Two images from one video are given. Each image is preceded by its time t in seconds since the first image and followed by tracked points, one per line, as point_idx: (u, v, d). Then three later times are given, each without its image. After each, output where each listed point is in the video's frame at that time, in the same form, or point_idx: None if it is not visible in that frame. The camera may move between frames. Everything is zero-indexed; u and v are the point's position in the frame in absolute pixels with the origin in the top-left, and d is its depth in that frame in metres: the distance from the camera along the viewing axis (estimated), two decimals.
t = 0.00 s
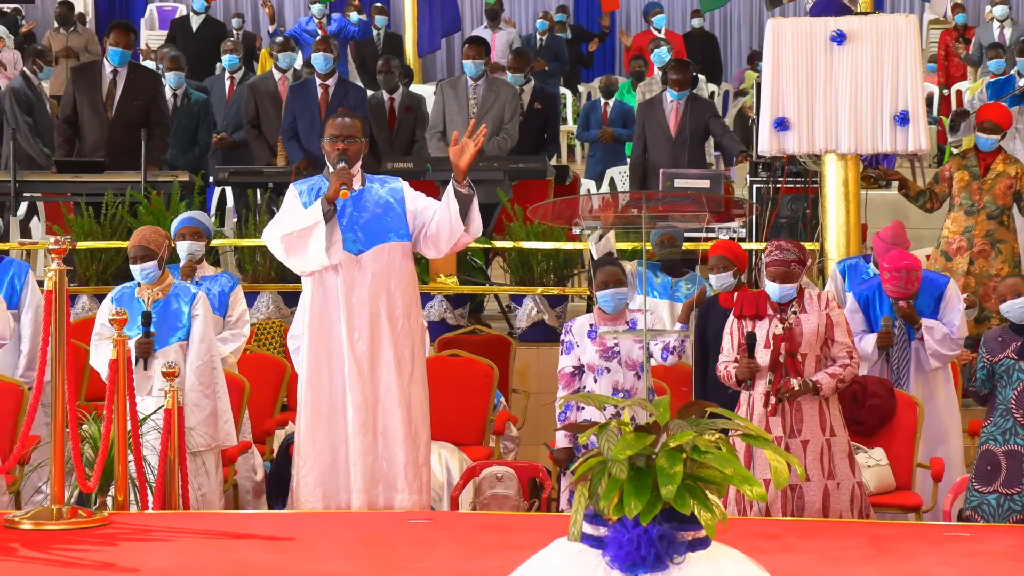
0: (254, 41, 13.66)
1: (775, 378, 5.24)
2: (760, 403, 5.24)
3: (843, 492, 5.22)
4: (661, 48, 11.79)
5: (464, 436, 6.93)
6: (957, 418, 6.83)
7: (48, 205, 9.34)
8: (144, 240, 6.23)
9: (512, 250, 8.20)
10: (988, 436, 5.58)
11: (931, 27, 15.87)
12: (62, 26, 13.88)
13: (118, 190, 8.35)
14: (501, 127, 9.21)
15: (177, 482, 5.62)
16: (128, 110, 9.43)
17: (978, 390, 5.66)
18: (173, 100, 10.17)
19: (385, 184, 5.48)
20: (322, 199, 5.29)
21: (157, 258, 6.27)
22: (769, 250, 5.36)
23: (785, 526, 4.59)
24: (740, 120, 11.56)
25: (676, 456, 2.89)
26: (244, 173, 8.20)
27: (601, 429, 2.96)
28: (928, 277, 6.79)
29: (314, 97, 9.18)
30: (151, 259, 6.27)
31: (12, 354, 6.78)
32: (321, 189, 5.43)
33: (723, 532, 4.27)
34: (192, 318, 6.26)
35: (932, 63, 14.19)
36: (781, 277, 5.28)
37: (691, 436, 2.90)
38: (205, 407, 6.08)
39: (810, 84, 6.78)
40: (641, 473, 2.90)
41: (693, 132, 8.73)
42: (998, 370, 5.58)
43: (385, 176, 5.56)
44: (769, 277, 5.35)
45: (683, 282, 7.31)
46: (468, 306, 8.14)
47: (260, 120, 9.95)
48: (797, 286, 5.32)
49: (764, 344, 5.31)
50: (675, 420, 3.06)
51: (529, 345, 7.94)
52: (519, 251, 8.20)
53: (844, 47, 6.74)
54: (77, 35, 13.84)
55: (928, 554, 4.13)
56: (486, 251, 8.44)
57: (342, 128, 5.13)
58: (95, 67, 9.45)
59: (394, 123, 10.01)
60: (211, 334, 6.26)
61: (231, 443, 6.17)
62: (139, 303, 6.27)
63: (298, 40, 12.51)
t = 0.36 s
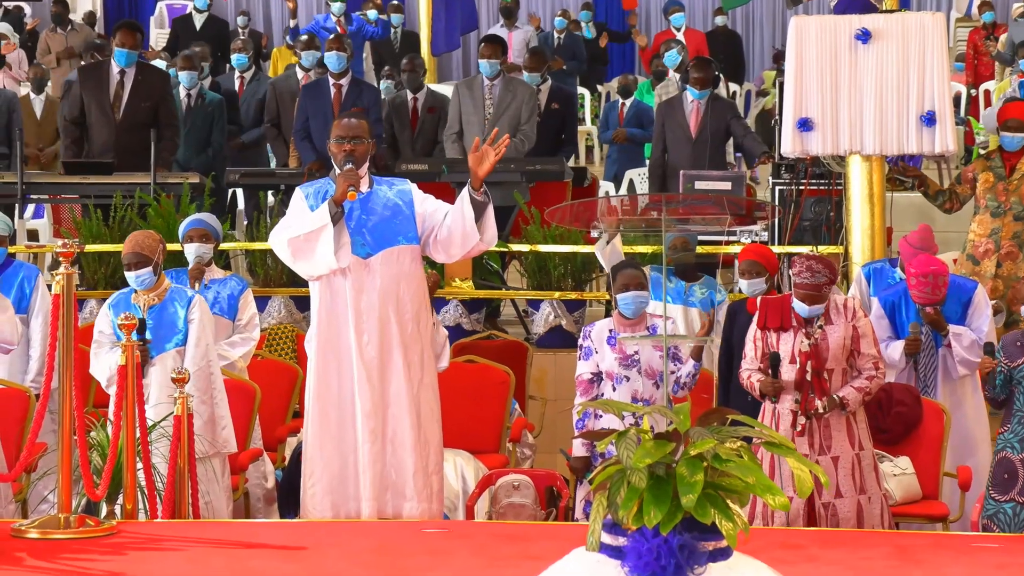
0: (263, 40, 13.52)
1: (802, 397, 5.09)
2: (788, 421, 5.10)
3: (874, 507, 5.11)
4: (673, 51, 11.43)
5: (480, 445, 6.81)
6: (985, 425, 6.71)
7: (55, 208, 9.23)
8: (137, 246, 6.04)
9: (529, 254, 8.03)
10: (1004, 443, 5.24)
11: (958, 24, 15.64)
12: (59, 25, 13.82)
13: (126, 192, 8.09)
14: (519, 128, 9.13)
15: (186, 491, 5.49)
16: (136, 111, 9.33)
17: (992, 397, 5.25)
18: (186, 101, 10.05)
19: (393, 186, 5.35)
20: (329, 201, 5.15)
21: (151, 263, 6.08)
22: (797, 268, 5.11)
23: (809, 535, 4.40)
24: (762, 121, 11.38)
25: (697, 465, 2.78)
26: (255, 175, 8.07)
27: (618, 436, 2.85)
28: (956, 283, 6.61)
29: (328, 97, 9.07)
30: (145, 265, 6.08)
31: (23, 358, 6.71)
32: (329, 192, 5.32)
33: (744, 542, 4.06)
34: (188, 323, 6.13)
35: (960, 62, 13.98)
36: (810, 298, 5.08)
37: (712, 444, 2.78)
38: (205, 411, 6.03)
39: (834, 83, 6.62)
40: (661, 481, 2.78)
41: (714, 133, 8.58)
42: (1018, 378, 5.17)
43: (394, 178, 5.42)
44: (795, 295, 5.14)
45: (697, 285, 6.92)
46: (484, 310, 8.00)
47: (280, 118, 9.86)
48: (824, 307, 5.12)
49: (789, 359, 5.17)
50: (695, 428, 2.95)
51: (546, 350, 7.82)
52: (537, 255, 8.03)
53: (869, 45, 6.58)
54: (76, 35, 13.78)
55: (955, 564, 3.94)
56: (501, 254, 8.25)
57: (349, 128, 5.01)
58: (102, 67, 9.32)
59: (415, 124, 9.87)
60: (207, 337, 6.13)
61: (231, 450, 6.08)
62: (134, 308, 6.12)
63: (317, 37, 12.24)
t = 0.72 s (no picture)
0: (271, 38, 13.33)
1: (832, 418, 4.95)
2: (818, 436, 4.98)
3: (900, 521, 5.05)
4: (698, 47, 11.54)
5: (497, 452, 6.67)
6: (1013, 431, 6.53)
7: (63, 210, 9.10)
8: (138, 248, 5.91)
9: (546, 258, 7.87)
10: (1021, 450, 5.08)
11: (987, 23, 15.42)
12: (66, 23, 13.30)
13: (135, 195, 8.01)
14: (536, 129, 9.01)
15: (196, 498, 5.35)
16: (145, 110, 9.16)
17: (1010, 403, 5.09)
18: (198, 101, 9.85)
19: (400, 188, 5.23)
20: (336, 202, 5.07)
21: (154, 267, 5.94)
22: (825, 294, 4.89)
23: (833, 546, 4.20)
24: (785, 121, 11.22)
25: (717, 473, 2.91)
26: (265, 177, 8.00)
27: (639, 444, 3.03)
28: (983, 286, 6.44)
29: (339, 97, 8.96)
30: (147, 268, 5.94)
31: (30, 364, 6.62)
32: (334, 194, 5.17)
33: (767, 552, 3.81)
34: (191, 326, 6.00)
35: (988, 61, 13.78)
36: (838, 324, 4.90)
37: (734, 452, 2.92)
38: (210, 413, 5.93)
39: (859, 83, 6.46)
40: (681, 489, 2.94)
41: (735, 133, 8.43)
42: None
43: (400, 179, 5.32)
44: (823, 318, 4.95)
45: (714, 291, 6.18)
46: (500, 315, 7.88)
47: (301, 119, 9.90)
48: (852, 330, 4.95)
49: (817, 378, 5.01)
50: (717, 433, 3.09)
51: (564, 356, 7.69)
52: (554, 258, 7.86)
53: (894, 44, 6.42)
54: (84, 31, 13.29)
55: None
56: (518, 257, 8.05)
57: (353, 127, 4.94)
58: (110, 66, 9.17)
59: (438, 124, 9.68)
60: (210, 341, 6.01)
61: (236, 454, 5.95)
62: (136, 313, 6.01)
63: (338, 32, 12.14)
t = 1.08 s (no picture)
0: (287, 37, 13.22)
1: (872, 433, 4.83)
2: (858, 452, 4.86)
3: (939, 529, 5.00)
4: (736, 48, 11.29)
5: (518, 461, 6.53)
6: None
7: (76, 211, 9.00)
8: (148, 252, 5.81)
9: (568, 262, 7.75)
10: None
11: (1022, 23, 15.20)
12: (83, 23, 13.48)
13: (149, 197, 7.97)
14: (558, 131, 8.88)
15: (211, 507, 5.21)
16: (162, 111, 9.06)
17: None
18: (214, 101, 9.68)
19: (413, 191, 5.11)
20: (346, 206, 4.91)
21: (165, 271, 5.85)
22: (862, 311, 4.73)
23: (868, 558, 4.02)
24: (813, 123, 11.06)
25: (744, 483, 2.92)
26: (282, 179, 7.90)
27: (663, 452, 3.03)
28: (1014, 291, 6.29)
29: (358, 96, 8.85)
30: (158, 273, 5.85)
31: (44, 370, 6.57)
32: (345, 197, 5.06)
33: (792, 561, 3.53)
34: (204, 330, 5.90)
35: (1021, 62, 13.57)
36: (874, 339, 4.75)
37: (760, 462, 2.92)
38: (227, 420, 5.80)
39: (889, 83, 6.30)
40: (706, 500, 2.94)
41: (761, 135, 8.29)
42: None
43: (412, 182, 5.19)
44: (859, 332, 4.81)
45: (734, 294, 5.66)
46: (521, 320, 7.73)
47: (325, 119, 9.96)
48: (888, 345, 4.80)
49: (855, 393, 4.88)
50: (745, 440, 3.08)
51: (586, 362, 7.55)
52: (576, 262, 7.74)
53: (926, 44, 6.26)
54: (103, 31, 13.33)
55: None
56: (540, 262, 7.93)
57: (365, 129, 4.84)
58: (126, 66, 9.10)
59: (464, 126, 9.51)
60: (223, 345, 5.88)
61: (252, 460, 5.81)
62: (147, 319, 5.89)
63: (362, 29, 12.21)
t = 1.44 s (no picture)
0: (311, 38, 13.10)
1: (920, 440, 4.71)
2: (906, 461, 4.73)
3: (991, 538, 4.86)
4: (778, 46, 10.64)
5: (542, 468, 6.42)
6: None
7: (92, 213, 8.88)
8: (171, 258, 5.68)
9: (592, 266, 7.62)
10: None
11: None
12: (116, 19, 13.22)
13: (166, 199, 7.86)
14: (582, 132, 8.76)
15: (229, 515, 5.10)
16: (178, 113, 8.98)
17: None
18: (229, 102, 9.62)
19: (431, 193, 5.00)
20: (363, 208, 4.81)
21: (189, 275, 5.73)
22: (902, 314, 4.60)
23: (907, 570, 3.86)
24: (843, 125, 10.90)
25: (772, 492, 2.82)
26: (302, 181, 7.81)
27: (689, 462, 2.93)
28: None
29: (379, 97, 8.76)
30: (182, 278, 5.72)
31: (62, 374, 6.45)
32: (362, 200, 4.97)
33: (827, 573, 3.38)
34: (226, 336, 5.82)
35: None
36: (915, 343, 4.64)
37: (788, 471, 2.82)
38: (250, 426, 5.72)
39: (921, 84, 6.14)
40: (733, 509, 2.84)
41: (790, 137, 8.15)
42: None
43: (431, 184, 5.08)
44: (902, 337, 4.69)
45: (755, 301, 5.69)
46: (544, 325, 7.58)
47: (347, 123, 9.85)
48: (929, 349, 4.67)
49: (899, 400, 4.76)
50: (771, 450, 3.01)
51: (611, 368, 7.44)
52: (601, 266, 7.60)
53: (959, 43, 6.09)
54: (133, 30, 13.16)
55: None
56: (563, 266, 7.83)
57: (382, 130, 4.77)
58: (143, 66, 8.99)
59: (488, 127, 9.39)
60: (247, 352, 5.82)
61: (276, 467, 5.77)
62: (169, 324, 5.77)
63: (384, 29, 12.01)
